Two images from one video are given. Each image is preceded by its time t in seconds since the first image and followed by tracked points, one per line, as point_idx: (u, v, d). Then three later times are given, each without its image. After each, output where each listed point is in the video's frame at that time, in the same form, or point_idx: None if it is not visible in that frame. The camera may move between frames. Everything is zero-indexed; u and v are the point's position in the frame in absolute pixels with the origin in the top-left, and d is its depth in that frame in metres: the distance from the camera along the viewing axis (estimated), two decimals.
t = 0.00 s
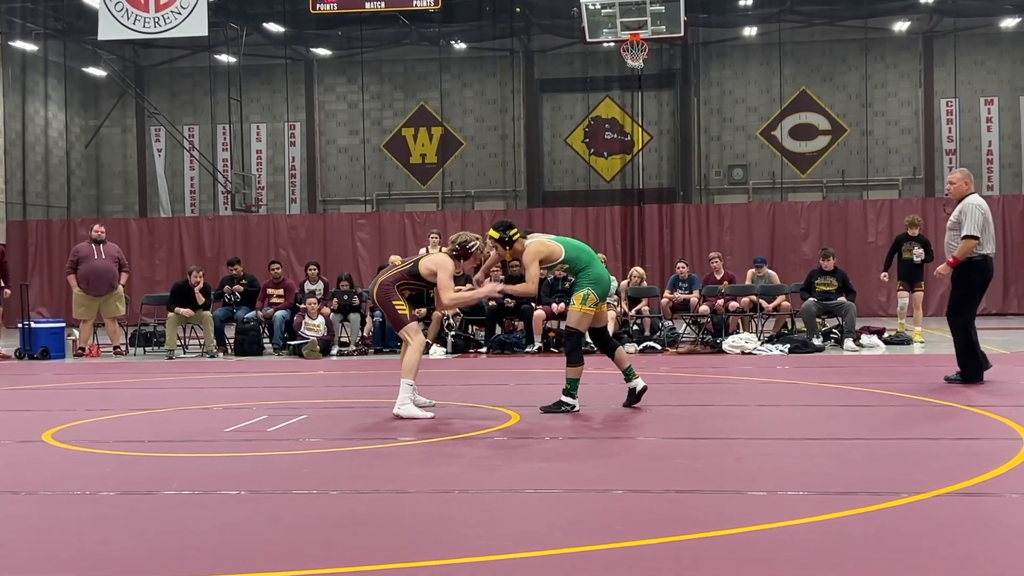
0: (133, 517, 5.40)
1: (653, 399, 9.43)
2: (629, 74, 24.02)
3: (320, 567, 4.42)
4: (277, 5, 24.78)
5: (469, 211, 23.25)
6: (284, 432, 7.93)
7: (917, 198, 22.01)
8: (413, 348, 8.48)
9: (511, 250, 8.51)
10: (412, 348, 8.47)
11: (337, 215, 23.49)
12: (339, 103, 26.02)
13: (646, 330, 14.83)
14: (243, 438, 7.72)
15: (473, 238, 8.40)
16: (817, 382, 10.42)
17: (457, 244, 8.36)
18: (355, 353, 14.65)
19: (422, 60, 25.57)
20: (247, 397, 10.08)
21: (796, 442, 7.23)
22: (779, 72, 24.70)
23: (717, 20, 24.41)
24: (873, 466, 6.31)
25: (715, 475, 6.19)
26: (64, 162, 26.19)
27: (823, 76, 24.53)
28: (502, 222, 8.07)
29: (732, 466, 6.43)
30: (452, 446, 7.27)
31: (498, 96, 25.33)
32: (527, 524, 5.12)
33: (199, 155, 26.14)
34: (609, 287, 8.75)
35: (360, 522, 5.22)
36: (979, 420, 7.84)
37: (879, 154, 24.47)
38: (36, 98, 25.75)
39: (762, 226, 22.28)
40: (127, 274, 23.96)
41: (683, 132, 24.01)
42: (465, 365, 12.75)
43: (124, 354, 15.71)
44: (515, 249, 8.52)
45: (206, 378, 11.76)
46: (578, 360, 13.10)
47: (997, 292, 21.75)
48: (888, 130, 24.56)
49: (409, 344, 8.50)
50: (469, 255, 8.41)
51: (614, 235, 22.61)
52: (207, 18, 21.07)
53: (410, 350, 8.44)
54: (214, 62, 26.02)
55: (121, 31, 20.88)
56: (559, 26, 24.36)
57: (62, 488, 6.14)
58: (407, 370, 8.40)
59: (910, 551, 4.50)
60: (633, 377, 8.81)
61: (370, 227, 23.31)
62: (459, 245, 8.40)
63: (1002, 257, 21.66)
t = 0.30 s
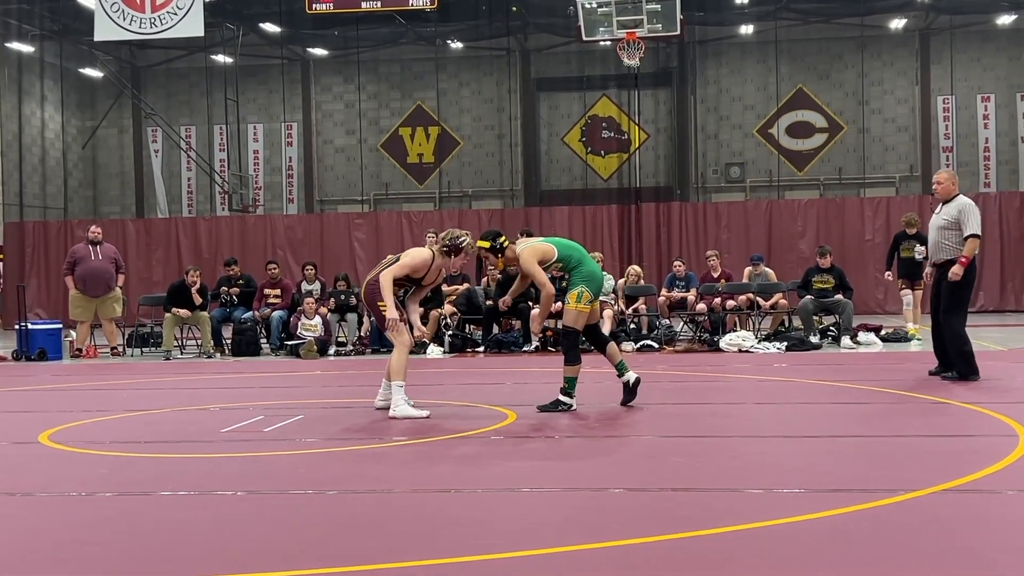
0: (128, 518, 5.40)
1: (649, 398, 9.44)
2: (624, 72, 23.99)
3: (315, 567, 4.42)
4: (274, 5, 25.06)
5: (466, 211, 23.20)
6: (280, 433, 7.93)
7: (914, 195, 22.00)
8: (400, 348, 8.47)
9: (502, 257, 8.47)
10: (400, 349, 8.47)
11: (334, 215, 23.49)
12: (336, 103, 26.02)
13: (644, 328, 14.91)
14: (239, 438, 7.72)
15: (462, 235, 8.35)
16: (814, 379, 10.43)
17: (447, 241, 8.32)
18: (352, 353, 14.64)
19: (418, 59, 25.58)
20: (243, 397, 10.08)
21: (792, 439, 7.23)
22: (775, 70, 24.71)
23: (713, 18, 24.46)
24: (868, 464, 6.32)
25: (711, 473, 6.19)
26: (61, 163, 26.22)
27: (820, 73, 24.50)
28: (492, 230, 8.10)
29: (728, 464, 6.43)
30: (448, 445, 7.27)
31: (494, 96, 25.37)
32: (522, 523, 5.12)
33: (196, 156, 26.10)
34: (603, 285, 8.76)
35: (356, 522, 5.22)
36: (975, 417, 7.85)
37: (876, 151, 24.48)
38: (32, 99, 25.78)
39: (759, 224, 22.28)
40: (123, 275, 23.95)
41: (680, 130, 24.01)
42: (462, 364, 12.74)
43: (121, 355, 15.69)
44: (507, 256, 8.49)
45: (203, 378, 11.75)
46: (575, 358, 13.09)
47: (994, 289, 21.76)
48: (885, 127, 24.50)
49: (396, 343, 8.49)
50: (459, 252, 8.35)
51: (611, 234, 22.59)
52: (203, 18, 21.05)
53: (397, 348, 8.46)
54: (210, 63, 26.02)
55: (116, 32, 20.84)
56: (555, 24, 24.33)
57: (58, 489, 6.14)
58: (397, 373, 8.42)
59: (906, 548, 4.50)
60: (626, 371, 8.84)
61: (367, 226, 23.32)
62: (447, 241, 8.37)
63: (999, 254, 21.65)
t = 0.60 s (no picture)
0: (119, 514, 5.40)
1: (643, 393, 9.43)
2: (620, 69, 23.93)
3: (305, 562, 4.42)
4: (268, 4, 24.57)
5: (461, 208, 23.18)
6: (273, 429, 7.93)
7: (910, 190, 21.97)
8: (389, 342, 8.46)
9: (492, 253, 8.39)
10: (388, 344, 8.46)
11: (329, 213, 23.47)
12: (332, 101, 26.09)
13: (639, 324, 14.93)
14: (232, 435, 7.72)
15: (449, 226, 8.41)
16: (808, 374, 10.42)
17: (433, 232, 8.38)
18: (347, 350, 14.63)
19: (414, 57, 25.62)
20: (237, 394, 10.08)
21: (785, 433, 7.23)
22: (771, 66, 24.75)
23: (709, 14, 24.19)
24: (861, 457, 6.32)
25: (702, 467, 6.18)
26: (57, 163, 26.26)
27: (815, 69, 24.55)
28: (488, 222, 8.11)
29: (721, 458, 6.44)
30: (441, 440, 7.27)
31: (490, 93, 25.41)
32: (514, 517, 5.13)
33: (192, 155, 26.13)
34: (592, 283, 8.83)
35: (347, 517, 5.22)
36: (969, 410, 7.84)
37: (872, 147, 24.49)
38: (27, 99, 25.78)
39: (755, 219, 22.29)
40: (119, 273, 23.93)
41: (675, 127, 24.04)
42: (457, 361, 12.74)
43: (117, 354, 15.69)
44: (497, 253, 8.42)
45: (198, 376, 11.75)
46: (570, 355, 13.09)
47: (990, 284, 21.75)
48: (881, 123, 24.50)
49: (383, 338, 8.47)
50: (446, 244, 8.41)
51: (607, 229, 22.57)
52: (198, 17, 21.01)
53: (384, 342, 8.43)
54: (205, 61, 26.02)
55: (112, 30, 20.84)
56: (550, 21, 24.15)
57: (49, 487, 6.14)
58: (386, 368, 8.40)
59: (896, 540, 4.50)
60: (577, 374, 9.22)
61: (363, 224, 23.32)
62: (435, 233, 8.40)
63: (995, 249, 21.66)
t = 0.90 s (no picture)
0: (112, 513, 5.40)
1: (638, 389, 9.44)
2: (614, 65, 24.04)
3: (297, 560, 4.43)
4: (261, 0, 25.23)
5: (456, 205, 23.16)
6: (267, 427, 7.93)
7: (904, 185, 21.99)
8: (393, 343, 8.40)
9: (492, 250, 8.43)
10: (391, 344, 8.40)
11: (324, 211, 23.45)
12: (326, 99, 26.04)
13: (634, 320, 14.95)
14: (226, 433, 7.71)
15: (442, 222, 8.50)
16: (802, 369, 10.44)
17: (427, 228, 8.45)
18: (342, 348, 14.62)
19: (408, 54, 25.63)
20: (232, 392, 10.08)
21: (779, 428, 7.24)
22: (765, 61, 24.77)
23: (703, 10, 24.35)
24: (854, 451, 6.33)
25: (695, 462, 6.19)
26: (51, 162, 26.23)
27: (810, 65, 24.47)
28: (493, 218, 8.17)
29: (714, 453, 6.45)
30: (435, 437, 7.28)
31: (484, 91, 25.30)
32: (506, 513, 5.13)
33: (186, 154, 26.09)
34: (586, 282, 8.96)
35: (340, 514, 5.22)
36: (963, 404, 7.86)
37: (867, 142, 24.46)
38: (21, 98, 25.75)
39: (750, 215, 22.28)
40: (114, 272, 23.89)
41: (670, 123, 23.90)
42: (452, 358, 12.74)
43: (111, 353, 15.66)
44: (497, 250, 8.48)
45: (193, 375, 11.74)
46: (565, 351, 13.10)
47: (985, 277, 21.76)
48: (875, 118, 24.48)
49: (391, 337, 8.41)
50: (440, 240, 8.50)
51: (602, 225, 22.57)
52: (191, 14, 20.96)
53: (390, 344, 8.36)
54: (199, 59, 25.98)
55: (104, 28, 20.82)
56: (544, 18, 24.43)
57: (42, 486, 6.14)
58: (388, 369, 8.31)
59: (887, 534, 4.51)
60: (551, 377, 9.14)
61: (357, 222, 23.29)
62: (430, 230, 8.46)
63: (989, 243, 21.68)
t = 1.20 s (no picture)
0: (107, 514, 5.39)
1: (633, 386, 9.46)
2: (607, 61, 23.67)
3: (293, 560, 4.43)
4: None
5: (449, 202, 23.14)
6: (262, 426, 7.92)
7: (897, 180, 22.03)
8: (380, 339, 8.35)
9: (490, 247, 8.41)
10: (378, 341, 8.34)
11: (317, 210, 23.42)
12: (319, 97, 26.00)
13: (628, 317, 14.98)
14: (222, 433, 7.70)
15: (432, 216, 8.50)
16: (797, 364, 10.46)
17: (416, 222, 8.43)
18: (336, 347, 14.61)
19: (400, 52, 25.37)
20: (226, 391, 10.06)
21: (774, 424, 7.26)
22: (757, 57, 24.77)
23: (695, 7, 24.46)
24: (848, 447, 6.35)
25: (690, 458, 6.21)
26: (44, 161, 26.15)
27: (802, 61, 24.62)
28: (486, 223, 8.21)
29: (709, 450, 6.46)
30: (430, 436, 7.28)
31: (477, 87, 25.32)
32: (503, 511, 5.14)
33: (179, 152, 26.02)
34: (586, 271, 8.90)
35: (336, 513, 5.22)
36: (956, 399, 7.88)
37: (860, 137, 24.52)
38: (12, 97, 25.67)
39: (743, 211, 22.31)
40: (107, 272, 23.82)
41: (663, 120, 23.91)
42: (447, 356, 12.74)
43: (105, 352, 15.64)
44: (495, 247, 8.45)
45: (187, 374, 11.73)
46: (559, 348, 13.12)
47: (978, 272, 21.85)
48: (868, 113, 24.45)
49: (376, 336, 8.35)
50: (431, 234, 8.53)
51: (595, 221, 22.61)
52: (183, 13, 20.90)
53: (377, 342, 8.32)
54: (191, 59, 25.94)
55: (96, 27, 20.76)
56: (537, 15, 24.44)
57: (37, 486, 6.13)
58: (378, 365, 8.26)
59: (882, 529, 4.52)
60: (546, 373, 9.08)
61: (351, 220, 23.30)
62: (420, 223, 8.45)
63: (981, 238, 21.77)
